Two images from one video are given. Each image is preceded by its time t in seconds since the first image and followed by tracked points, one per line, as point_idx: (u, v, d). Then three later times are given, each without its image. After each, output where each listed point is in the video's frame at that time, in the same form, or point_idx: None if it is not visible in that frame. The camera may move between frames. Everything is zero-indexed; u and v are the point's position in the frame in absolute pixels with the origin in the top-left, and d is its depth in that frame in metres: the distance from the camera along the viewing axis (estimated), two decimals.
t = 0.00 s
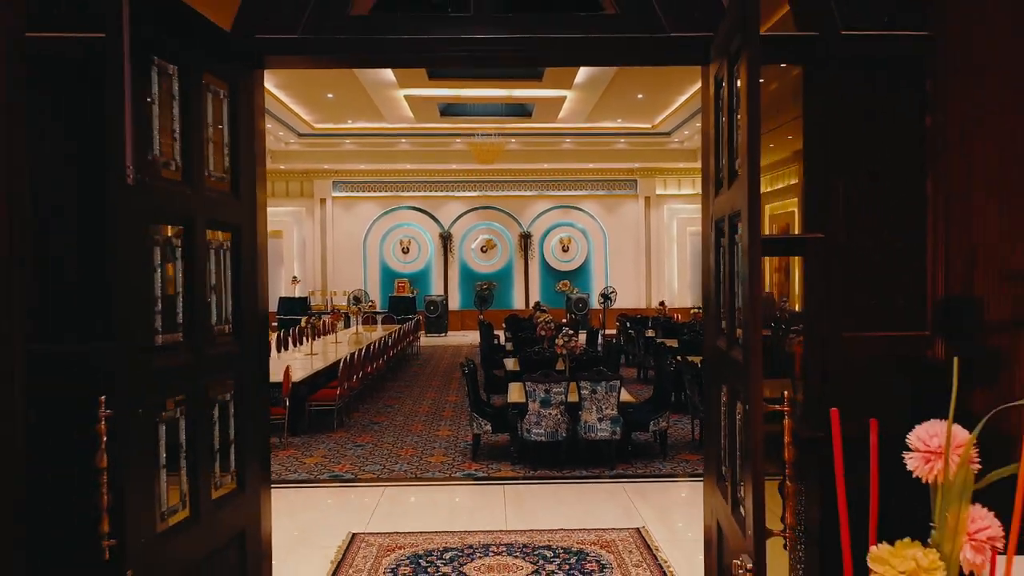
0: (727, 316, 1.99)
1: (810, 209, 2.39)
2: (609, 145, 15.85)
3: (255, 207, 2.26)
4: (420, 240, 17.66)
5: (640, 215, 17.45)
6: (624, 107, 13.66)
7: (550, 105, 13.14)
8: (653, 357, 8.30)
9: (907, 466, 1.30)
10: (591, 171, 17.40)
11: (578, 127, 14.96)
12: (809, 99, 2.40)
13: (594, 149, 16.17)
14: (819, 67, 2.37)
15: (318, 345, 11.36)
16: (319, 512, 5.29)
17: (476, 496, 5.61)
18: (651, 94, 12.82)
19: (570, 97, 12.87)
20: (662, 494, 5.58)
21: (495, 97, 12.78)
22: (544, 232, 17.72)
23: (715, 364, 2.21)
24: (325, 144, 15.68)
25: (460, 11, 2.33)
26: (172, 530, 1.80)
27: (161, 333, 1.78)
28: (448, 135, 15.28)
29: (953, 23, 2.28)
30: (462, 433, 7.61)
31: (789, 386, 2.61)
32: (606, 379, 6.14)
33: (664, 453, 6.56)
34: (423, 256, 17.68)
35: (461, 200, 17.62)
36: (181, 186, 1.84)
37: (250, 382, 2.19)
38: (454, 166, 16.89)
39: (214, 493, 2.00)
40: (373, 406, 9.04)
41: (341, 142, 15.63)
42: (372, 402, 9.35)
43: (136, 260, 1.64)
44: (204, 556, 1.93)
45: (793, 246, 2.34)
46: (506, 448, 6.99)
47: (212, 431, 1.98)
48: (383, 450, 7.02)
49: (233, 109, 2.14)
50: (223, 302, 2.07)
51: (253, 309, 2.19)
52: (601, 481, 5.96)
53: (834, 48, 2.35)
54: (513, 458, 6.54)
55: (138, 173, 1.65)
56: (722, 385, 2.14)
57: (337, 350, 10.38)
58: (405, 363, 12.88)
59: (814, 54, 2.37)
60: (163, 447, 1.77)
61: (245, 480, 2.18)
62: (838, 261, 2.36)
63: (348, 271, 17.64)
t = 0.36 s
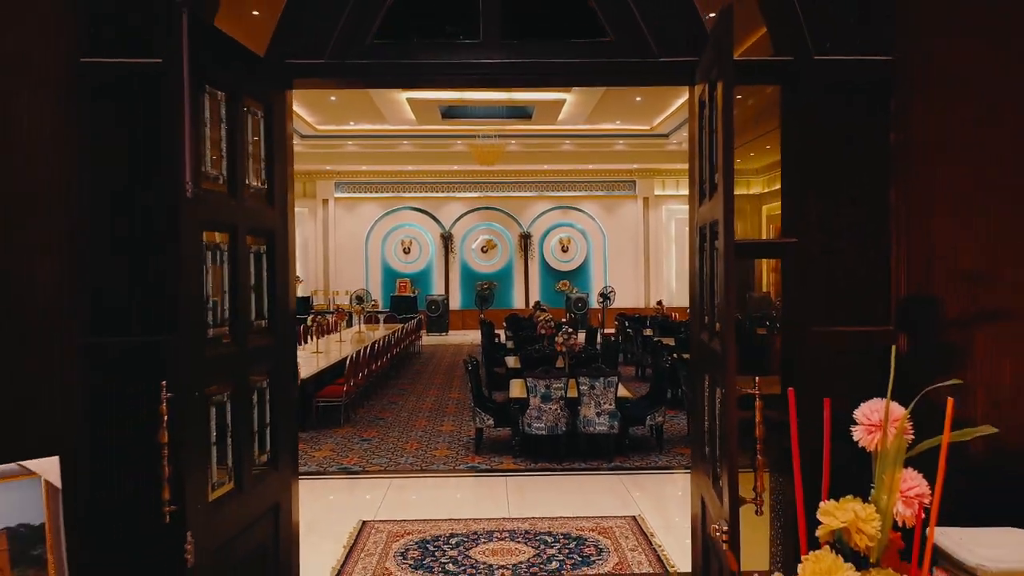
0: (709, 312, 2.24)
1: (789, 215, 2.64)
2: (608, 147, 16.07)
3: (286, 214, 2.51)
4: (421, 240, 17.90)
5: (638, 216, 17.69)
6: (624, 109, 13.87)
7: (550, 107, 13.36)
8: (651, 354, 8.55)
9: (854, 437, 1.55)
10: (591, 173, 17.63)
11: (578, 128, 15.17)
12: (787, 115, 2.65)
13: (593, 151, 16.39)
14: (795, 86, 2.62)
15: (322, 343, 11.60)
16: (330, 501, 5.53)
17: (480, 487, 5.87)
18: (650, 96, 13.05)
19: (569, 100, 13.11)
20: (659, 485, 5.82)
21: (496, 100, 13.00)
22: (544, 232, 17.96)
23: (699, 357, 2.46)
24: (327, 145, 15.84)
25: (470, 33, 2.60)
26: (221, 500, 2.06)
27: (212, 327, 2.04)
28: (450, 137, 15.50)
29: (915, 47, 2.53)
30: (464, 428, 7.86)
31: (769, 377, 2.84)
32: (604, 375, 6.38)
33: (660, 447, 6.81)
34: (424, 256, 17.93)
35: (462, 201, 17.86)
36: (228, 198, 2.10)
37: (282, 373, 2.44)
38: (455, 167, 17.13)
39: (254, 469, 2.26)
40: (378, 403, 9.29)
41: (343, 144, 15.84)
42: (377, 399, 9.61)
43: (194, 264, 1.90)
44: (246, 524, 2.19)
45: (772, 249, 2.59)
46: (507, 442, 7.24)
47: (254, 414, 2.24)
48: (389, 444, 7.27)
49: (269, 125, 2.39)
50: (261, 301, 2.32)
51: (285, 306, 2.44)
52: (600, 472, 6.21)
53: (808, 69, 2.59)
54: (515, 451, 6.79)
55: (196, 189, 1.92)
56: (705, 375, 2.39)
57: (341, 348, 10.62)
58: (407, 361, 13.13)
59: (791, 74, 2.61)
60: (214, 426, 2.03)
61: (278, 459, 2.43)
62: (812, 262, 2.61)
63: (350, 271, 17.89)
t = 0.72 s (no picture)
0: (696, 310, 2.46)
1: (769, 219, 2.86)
2: (607, 148, 16.27)
3: (311, 220, 2.75)
4: (422, 241, 18.13)
5: (637, 217, 17.92)
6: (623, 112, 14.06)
7: (550, 110, 13.55)
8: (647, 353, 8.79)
9: (817, 418, 1.78)
10: (589, 174, 17.78)
11: (578, 130, 15.36)
12: (769, 130, 2.89)
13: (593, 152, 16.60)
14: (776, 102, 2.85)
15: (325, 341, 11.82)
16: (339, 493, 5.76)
17: (483, 479, 6.10)
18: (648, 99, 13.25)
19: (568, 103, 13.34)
20: (656, 478, 6.05)
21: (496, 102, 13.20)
22: (544, 232, 18.18)
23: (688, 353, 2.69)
24: (329, 147, 16.04)
25: (477, 56, 2.83)
26: (256, 479, 2.29)
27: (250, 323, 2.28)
28: (451, 139, 15.70)
29: (885, 67, 2.77)
30: (467, 423, 8.09)
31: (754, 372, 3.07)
32: (603, 372, 6.61)
33: (657, 441, 7.04)
34: (425, 256, 18.16)
35: (462, 202, 18.08)
36: (262, 209, 2.35)
37: (306, 366, 2.67)
38: (456, 168, 17.35)
39: (283, 454, 2.49)
40: (382, 400, 9.53)
41: (345, 146, 16.05)
42: (380, 396, 9.84)
43: (235, 268, 2.14)
44: (275, 502, 2.42)
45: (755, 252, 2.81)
46: (509, 437, 7.47)
47: (284, 403, 2.47)
48: (394, 439, 7.51)
49: (296, 141, 2.63)
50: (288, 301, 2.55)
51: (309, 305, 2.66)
52: (599, 465, 6.45)
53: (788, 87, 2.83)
54: (516, 445, 7.03)
55: (237, 201, 2.16)
56: (693, 369, 2.61)
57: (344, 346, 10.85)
58: (409, 360, 13.33)
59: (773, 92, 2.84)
60: (252, 413, 2.27)
61: (302, 444, 2.67)
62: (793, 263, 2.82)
63: (350, 271, 18.20)
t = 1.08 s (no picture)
0: (685, 310, 2.73)
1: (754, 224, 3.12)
2: (606, 150, 16.45)
3: (333, 226, 3.00)
4: (423, 242, 18.37)
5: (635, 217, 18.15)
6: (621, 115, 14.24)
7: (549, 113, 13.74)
8: (645, 351, 9.04)
9: (786, 402, 2.01)
10: (590, 175, 17.86)
11: (577, 132, 15.52)
12: (753, 142, 3.14)
13: (592, 154, 16.82)
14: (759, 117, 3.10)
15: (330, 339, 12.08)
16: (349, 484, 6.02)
17: (486, 472, 6.35)
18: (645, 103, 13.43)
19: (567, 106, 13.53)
20: (652, 470, 6.30)
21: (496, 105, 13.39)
22: (543, 233, 18.42)
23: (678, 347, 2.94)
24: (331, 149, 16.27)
25: (483, 76, 3.10)
26: (287, 461, 2.54)
27: (283, 320, 2.53)
28: (451, 141, 15.91)
29: (860, 85, 3.02)
30: (470, 419, 8.35)
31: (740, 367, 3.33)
32: (601, 369, 6.86)
33: (654, 436, 7.29)
34: (427, 256, 18.40)
35: (463, 203, 18.30)
36: (292, 216, 2.60)
37: (330, 361, 2.92)
38: (456, 169, 17.59)
39: (309, 438, 2.74)
40: (387, 397, 9.79)
41: (348, 148, 16.28)
42: (385, 394, 10.11)
43: (270, 270, 2.39)
44: (302, 483, 2.67)
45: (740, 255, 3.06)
46: (511, 432, 7.72)
47: (310, 392, 2.72)
48: (400, 434, 7.76)
49: (321, 154, 2.89)
50: (315, 301, 2.81)
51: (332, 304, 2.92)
52: (597, 459, 6.70)
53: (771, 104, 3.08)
54: (518, 440, 7.28)
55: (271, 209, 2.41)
56: (682, 363, 2.87)
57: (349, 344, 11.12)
58: (411, 358, 13.56)
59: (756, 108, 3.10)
60: (284, 400, 2.52)
61: (325, 431, 2.91)
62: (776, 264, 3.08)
63: (352, 271, 18.51)
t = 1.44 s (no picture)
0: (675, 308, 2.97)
1: (739, 228, 3.37)
2: (605, 151, 16.70)
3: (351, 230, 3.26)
4: (424, 242, 18.61)
5: (635, 218, 18.39)
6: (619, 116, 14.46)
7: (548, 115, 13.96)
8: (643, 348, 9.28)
9: (763, 390, 2.25)
10: (589, 176, 18.11)
11: (576, 134, 15.72)
12: (738, 154, 3.40)
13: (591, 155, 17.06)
14: (744, 130, 3.36)
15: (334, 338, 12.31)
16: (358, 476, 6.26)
17: (488, 464, 6.59)
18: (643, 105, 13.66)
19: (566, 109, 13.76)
20: (649, 463, 6.54)
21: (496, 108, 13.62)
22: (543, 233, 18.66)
23: (670, 343, 3.19)
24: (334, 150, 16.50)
25: (489, 91, 3.39)
26: (312, 445, 2.79)
27: (309, 316, 2.79)
28: (452, 142, 16.14)
29: (837, 99, 3.27)
30: (472, 415, 8.59)
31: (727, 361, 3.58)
32: (600, 365, 7.08)
33: (651, 430, 7.53)
34: (428, 257, 18.63)
35: (464, 203, 18.54)
36: (316, 222, 2.86)
37: (348, 355, 3.17)
38: (457, 171, 17.83)
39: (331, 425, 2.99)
40: (391, 394, 10.03)
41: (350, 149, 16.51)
42: (389, 391, 10.35)
43: (298, 271, 2.64)
44: (325, 465, 2.92)
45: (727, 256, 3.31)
46: (513, 426, 7.96)
47: (333, 383, 2.98)
48: (405, 429, 8.00)
49: (341, 164, 3.14)
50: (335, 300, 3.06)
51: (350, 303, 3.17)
52: (596, 452, 6.94)
53: (755, 116, 3.34)
54: (520, 434, 7.52)
55: (300, 216, 2.67)
56: (673, 357, 3.12)
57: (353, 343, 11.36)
58: (414, 357, 13.80)
59: (741, 121, 3.35)
60: (309, 390, 2.77)
61: (344, 419, 3.17)
62: (760, 264, 3.33)
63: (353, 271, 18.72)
